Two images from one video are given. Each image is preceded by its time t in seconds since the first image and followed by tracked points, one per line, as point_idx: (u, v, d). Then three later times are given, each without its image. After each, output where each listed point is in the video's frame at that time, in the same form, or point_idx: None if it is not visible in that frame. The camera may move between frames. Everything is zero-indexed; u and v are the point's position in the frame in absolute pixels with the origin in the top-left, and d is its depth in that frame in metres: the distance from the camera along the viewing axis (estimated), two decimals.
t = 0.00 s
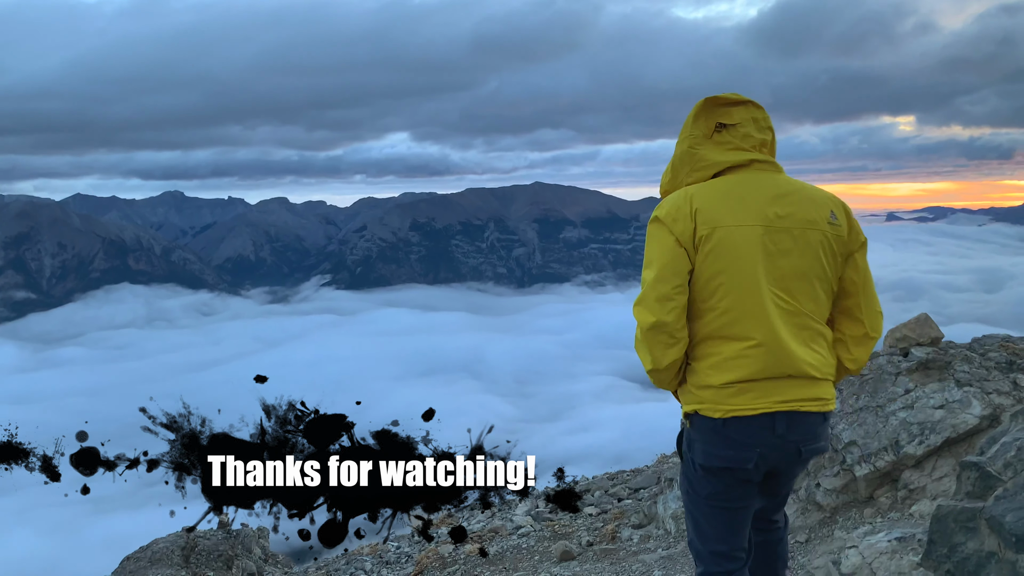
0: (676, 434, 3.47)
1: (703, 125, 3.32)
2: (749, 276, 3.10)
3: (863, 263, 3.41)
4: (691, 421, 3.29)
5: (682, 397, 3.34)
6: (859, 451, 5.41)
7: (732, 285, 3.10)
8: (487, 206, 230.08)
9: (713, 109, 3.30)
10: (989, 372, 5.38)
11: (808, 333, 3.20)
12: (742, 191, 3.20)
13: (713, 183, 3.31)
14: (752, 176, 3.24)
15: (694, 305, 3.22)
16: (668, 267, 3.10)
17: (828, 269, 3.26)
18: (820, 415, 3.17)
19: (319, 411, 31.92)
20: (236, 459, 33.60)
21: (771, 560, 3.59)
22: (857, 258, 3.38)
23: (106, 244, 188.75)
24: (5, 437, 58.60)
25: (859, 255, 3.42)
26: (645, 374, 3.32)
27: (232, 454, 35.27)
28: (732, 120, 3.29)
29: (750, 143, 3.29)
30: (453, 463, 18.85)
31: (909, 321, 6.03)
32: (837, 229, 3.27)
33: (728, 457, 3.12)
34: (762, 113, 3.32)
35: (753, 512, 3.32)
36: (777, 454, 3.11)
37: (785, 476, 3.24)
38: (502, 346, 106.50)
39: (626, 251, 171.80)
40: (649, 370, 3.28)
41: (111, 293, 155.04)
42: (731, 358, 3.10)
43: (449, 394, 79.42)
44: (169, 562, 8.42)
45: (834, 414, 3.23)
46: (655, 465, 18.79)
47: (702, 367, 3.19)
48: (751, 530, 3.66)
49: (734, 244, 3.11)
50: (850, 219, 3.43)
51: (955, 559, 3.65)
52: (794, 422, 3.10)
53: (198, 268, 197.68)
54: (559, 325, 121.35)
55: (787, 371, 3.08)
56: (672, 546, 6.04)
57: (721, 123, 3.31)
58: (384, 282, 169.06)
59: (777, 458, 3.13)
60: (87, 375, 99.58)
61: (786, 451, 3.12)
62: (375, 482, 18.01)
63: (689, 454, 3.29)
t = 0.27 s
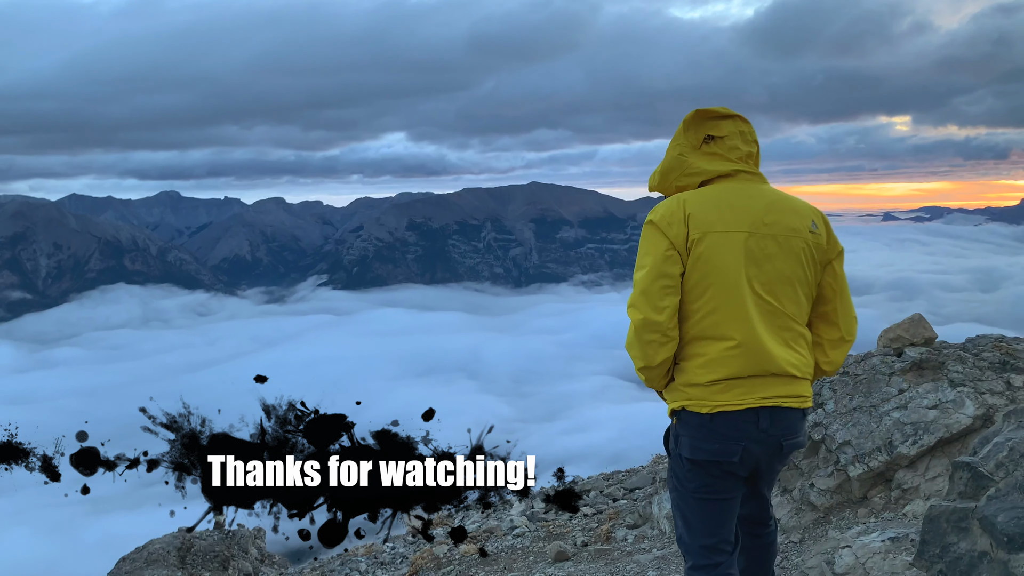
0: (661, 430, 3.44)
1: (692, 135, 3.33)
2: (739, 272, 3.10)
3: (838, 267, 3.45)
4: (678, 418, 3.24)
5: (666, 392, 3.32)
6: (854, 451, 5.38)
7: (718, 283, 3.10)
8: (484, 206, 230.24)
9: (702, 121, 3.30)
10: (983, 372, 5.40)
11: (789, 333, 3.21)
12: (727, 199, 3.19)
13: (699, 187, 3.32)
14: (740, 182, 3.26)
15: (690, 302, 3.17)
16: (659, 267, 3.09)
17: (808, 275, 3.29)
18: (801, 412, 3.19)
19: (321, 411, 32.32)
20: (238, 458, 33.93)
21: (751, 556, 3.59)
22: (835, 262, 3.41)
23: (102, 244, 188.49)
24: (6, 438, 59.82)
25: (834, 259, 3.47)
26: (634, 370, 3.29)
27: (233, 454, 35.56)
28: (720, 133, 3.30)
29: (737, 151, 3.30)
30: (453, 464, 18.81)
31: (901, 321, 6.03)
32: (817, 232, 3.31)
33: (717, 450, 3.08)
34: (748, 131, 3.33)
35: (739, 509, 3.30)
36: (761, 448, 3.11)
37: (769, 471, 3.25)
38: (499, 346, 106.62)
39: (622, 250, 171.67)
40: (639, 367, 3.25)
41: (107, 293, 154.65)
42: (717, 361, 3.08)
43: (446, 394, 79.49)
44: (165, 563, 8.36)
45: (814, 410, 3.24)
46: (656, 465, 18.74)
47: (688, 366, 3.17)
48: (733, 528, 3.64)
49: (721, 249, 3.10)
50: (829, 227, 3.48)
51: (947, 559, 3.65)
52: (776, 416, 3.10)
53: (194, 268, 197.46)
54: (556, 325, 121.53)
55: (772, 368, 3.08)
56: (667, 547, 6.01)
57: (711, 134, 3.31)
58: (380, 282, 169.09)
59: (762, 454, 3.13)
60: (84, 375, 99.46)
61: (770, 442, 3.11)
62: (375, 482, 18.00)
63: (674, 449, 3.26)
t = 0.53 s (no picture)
0: (655, 418, 3.47)
1: (692, 141, 3.39)
2: (731, 268, 3.17)
3: (822, 265, 3.54)
4: (673, 407, 3.29)
5: (661, 384, 3.36)
6: (849, 449, 5.39)
7: (713, 280, 3.16)
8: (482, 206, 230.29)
9: (700, 128, 3.36)
10: (977, 371, 5.42)
11: (778, 327, 3.27)
12: (724, 199, 3.25)
13: (695, 188, 3.38)
14: (733, 185, 3.32)
15: (685, 296, 3.22)
16: (657, 262, 3.14)
17: (797, 271, 3.37)
18: (789, 399, 3.25)
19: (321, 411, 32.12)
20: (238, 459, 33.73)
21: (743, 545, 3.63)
22: (821, 260, 3.49)
23: (100, 245, 188.21)
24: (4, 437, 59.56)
25: (819, 259, 3.54)
26: (632, 361, 3.33)
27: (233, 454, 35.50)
28: (718, 139, 3.35)
29: (732, 156, 3.36)
30: (453, 464, 18.86)
31: (896, 321, 6.02)
32: (806, 232, 3.38)
33: (709, 436, 3.12)
34: (742, 134, 3.40)
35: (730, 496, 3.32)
36: (752, 435, 3.17)
37: (760, 459, 3.29)
38: (498, 346, 106.66)
39: (621, 250, 171.80)
40: (636, 360, 3.29)
41: (105, 293, 154.34)
42: (712, 354, 3.13)
43: (445, 394, 79.50)
44: (162, 563, 8.30)
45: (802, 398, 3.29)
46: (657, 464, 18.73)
47: (684, 356, 3.22)
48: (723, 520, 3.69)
49: (714, 246, 3.17)
50: (816, 226, 3.56)
51: (941, 558, 3.66)
52: (765, 405, 3.16)
53: (192, 268, 197.26)
54: (554, 325, 121.61)
55: (763, 359, 3.14)
56: (664, 546, 6.00)
57: (707, 140, 3.38)
58: (378, 282, 169.05)
59: (755, 440, 3.18)
60: (82, 375, 99.30)
61: (760, 428, 3.17)
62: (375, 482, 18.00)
63: (669, 439, 3.30)
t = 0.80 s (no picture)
0: (652, 400, 3.56)
1: (683, 140, 3.54)
2: (725, 257, 3.28)
3: (813, 257, 3.64)
4: (670, 390, 3.38)
5: (659, 366, 3.45)
6: (846, 449, 5.39)
7: (709, 270, 3.27)
8: (481, 206, 230.39)
9: (691, 126, 3.54)
10: (975, 371, 5.42)
11: (770, 312, 3.37)
12: (717, 190, 3.36)
13: (692, 180, 3.49)
14: (724, 178, 3.44)
15: (682, 283, 3.32)
16: (656, 248, 3.25)
17: (786, 260, 3.48)
18: (782, 381, 3.34)
19: (321, 410, 31.89)
20: (237, 458, 33.67)
21: (738, 536, 3.67)
22: (811, 252, 3.60)
23: (98, 244, 188.04)
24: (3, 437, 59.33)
25: (810, 249, 3.65)
26: (631, 347, 3.41)
27: (232, 454, 35.55)
28: (713, 133, 3.49)
29: (724, 151, 3.49)
30: (452, 464, 18.92)
31: (895, 320, 6.01)
32: (796, 224, 3.50)
33: (703, 418, 3.23)
34: (733, 130, 3.54)
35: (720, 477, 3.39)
36: (745, 417, 3.27)
37: (754, 443, 3.36)
38: (497, 346, 106.75)
39: (620, 251, 171.88)
40: (636, 344, 3.38)
41: (104, 293, 154.22)
42: (710, 340, 3.22)
43: (443, 394, 79.48)
44: (161, 563, 8.30)
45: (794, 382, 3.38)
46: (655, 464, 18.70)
47: (681, 342, 3.31)
48: (718, 510, 3.73)
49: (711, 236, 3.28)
50: (804, 219, 3.69)
51: (940, 555, 3.66)
52: (758, 388, 3.24)
53: (191, 268, 197.07)
54: (553, 326, 121.67)
55: (757, 343, 3.23)
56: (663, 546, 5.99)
57: (699, 137, 3.52)
58: (377, 283, 169.24)
59: (749, 422, 3.28)
60: (80, 375, 99.16)
61: (754, 408, 3.26)
62: (374, 482, 18.02)
63: (666, 421, 3.39)
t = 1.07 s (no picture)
0: (648, 388, 3.71)
1: (679, 137, 3.70)
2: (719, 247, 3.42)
3: (805, 250, 3.77)
4: (666, 374, 3.53)
5: (656, 353, 3.59)
6: (846, 450, 5.39)
7: (703, 261, 3.42)
8: (481, 207, 230.12)
9: (685, 126, 3.68)
10: (975, 371, 5.43)
11: (763, 302, 3.50)
12: (709, 186, 3.52)
13: (686, 176, 3.65)
14: (717, 175, 3.60)
15: (679, 273, 3.47)
16: (653, 242, 3.41)
17: (777, 253, 3.62)
18: (775, 370, 3.46)
19: (321, 411, 31.96)
20: (237, 458, 33.70)
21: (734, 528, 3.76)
22: (802, 246, 3.73)
23: (99, 245, 188.10)
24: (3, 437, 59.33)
25: (802, 243, 3.78)
26: (630, 335, 3.56)
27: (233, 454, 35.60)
28: (705, 131, 3.65)
29: (718, 148, 3.66)
30: (453, 464, 18.97)
31: (894, 321, 6.01)
32: (787, 216, 3.64)
33: (698, 403, 3.38)
34: (724, 127, 3.71)
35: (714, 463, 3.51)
36: (738, 402, 3.42)
37: (747, 428, 3.50)
38: (497, 347, 106.70)
39: (619, 252, 171.83)
40: (635, 332, 3.52)
41: (104, 293, 154.10)
42: (704, 328, 3.37)
43: (444, 395, 79.43)
44: (161, 563, 8.29)
45: (784, 368, 3.51)
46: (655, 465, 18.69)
47: (678, 330, 3.46)
48: (716, 503, 3.80)
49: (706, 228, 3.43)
50: (796, 213, 3.82)
51: (937, 557, 3.67)
52: (749, 374, 3.38)
53: (191, 269, 197.11)
54: (553, 326, 121.59)
55: (749, 331, 3.37)
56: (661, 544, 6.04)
57: (694, 135, 3.68)
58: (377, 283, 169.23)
59: (740, 408, 3.42)
60: (80, 376, 99.22)
61: (747, 395, 3.41)
62: (375, 482, 18.05)
63: (662, 407, 3.55)
